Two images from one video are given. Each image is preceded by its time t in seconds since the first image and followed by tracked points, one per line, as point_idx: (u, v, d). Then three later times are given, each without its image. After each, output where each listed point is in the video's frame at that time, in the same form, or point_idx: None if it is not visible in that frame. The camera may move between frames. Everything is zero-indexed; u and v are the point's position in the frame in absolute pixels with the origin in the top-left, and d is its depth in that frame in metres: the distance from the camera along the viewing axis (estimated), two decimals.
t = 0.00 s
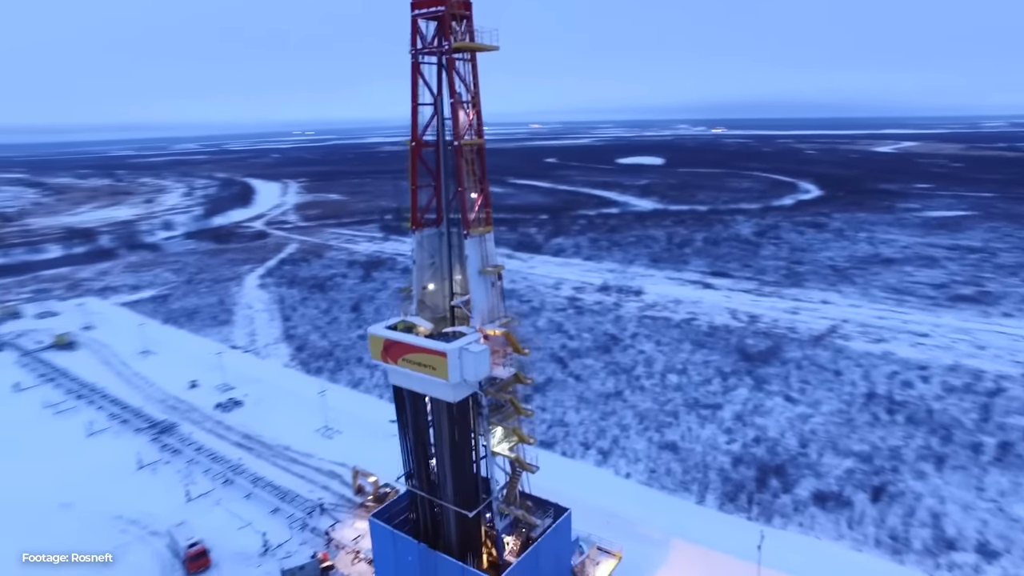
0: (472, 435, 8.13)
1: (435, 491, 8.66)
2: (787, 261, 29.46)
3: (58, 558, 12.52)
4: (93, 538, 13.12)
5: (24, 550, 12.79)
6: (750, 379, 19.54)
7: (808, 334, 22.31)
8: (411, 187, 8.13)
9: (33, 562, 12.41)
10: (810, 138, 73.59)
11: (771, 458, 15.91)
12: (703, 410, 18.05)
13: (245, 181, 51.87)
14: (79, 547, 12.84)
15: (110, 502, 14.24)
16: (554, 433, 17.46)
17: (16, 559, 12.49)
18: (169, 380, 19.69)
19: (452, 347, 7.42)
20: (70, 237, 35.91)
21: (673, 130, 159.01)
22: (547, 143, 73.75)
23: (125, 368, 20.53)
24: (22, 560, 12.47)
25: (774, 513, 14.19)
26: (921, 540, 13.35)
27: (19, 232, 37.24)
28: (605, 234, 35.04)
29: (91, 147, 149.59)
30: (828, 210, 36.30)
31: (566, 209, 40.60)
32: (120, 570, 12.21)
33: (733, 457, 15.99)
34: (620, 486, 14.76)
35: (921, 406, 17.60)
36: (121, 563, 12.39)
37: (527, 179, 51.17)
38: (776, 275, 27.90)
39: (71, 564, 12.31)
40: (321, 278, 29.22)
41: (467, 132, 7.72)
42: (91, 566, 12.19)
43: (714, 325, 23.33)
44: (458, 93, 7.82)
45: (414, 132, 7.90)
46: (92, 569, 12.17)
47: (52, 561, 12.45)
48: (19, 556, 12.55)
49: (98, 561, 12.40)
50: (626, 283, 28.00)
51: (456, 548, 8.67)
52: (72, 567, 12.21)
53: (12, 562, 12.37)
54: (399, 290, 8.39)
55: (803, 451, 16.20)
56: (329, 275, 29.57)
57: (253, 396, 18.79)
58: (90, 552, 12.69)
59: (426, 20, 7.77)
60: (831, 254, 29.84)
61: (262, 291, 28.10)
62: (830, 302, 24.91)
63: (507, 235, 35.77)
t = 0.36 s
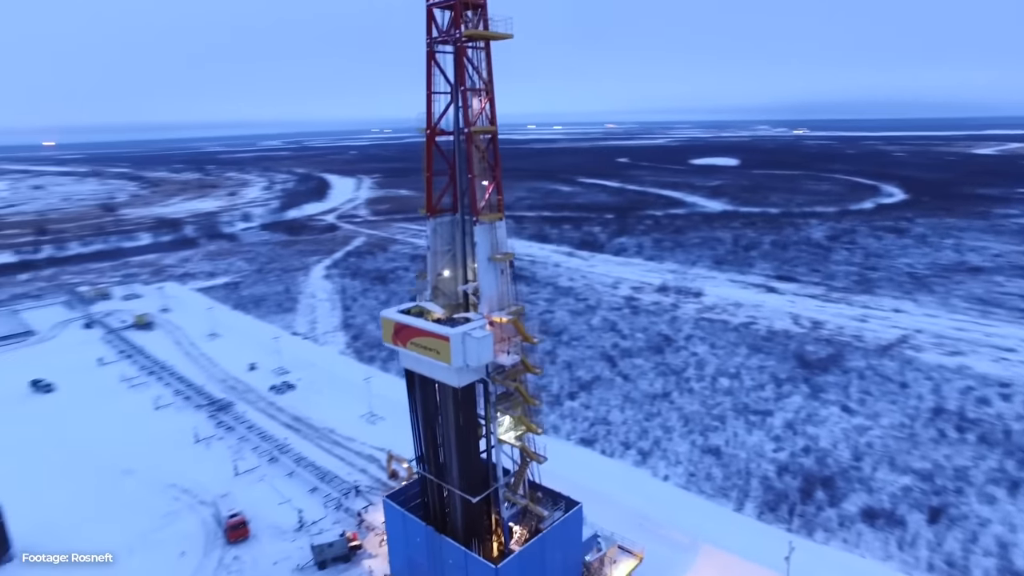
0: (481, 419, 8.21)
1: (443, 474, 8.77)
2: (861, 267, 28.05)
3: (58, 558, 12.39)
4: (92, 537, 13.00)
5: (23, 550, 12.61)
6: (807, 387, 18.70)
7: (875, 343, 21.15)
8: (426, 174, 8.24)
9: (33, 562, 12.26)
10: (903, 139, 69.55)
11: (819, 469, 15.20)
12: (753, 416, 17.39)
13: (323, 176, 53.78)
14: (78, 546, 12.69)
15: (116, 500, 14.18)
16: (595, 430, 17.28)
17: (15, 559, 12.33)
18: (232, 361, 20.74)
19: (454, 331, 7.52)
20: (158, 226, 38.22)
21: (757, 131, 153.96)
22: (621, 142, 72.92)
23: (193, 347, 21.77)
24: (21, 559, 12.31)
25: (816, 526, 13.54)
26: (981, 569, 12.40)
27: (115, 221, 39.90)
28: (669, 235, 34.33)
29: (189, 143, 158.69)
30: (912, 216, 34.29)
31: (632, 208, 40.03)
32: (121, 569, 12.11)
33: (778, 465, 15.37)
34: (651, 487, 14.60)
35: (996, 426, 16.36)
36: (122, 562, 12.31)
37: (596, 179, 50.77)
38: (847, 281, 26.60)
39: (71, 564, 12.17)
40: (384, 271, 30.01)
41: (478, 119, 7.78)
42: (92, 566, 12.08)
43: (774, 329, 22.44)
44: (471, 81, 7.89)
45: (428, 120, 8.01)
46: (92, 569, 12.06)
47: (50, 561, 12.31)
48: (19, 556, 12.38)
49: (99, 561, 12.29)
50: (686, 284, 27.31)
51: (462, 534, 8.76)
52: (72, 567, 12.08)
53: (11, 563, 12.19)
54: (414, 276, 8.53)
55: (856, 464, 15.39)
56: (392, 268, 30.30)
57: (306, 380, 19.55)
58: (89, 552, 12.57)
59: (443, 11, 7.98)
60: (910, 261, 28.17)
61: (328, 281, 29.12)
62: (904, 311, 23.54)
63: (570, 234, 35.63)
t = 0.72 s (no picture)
0: (478, 406, 8.28)
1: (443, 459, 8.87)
2: (926, 273, 26.64)
3: (57, 558, 12.20)
4: (93, 536, 12.84)
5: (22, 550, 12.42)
6: (852, 394, 17.92)
7: (934, 353, 20.05)
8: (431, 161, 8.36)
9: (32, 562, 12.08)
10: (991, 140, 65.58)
11: (856, 479, 14.56)
12: (791, 421, 16.80)
13: (384, 173, 54.98)
14: (78, 546, 12.50)
15: (122, 498, 14.07)
16: (626, 429, 17.07)
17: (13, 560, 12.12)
18: (279, 348, 21.52)
19: (448, 316, 7.56)
20: (225, 219, 39.94)
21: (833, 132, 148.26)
22: (685, 142, 71.65)
23: (243, 334, 22.68)
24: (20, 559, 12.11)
25: (848, 539, 12.95)
26: None
27: (186, 213, 41.94)
28: (724, 236, 33.51)
29: (265, 141, 165.20)
30: (988, 221, 32.34)
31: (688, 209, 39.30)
32: (121, 568, 11.94)
33: (813, 474, 14.82)
34: (674, 487, 14.33)
35: None
36: (123, 562, 12.13)
37: (655, 179, 50.05)
38: (909, 288, 25.32)
39: (72, 565, 12.01)
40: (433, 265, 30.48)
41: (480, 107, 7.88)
42: (92, 567, 11.92)
43: (824, 334, 21.59)
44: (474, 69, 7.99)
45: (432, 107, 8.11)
46: (92, 569, 11.91)
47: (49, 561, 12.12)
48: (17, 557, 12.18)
49: (98, 561, 12.13)
50: (736, 286, 26.59)
51: (459, 519, 8.84)
52: (72, 567, 11.91)
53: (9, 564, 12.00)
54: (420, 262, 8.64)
55: (899, 477, 14.63)
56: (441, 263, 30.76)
57: (346, 368, 20.09)
58: (89, 552, 12.39)
59: None
60: (981, 268, 26.57)
61: (378, 274, 29.83)
62: (969, 320, 22.22)
63: (622, 233, 35.26)
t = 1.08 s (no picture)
0: (464, 391, 8.38)
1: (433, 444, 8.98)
2: (980, 278, 25.37)
3: (58, 558, 11.97)
4: (94, 536, 12.56)
5: (23, 550, 12.21)
6: (886, 400, 17.23)
7: (980, 361, 19.06)
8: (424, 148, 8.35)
9: (33, 562, 11.88)
10: None
11: (881, 488, 14.01)
12: (818, 426, 16.27)
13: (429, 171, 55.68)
14: (79, 546, 12.24)
15: (130, 497, 13.83)
16: (645, 427, 16.85)
17: (15, 559, 11.93)
18: (310, 337, 22.06)
19: (431, 301, 7.62)
20: (272, 214, 41.11)
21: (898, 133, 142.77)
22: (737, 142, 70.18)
23: (276, 323, 23.33)
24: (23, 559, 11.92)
25: (866, 548, 12.43)
26: None
27: (236, 208, 43.37)
28: (767, 236, 32.68)
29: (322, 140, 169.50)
30: None
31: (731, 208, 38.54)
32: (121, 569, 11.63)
33: (835, 480, 14.33)
34: (685, 487, 14.07)
35: None
36: (123, 563, 11.83)
37: (701, 178, 49.21)
38: (959, 293, 24.17)
39: (71, 565, 11.75)
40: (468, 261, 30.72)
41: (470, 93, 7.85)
42: (92, 567, 11.63)
43: (862, 338, 20.81)
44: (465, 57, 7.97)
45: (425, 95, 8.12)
46: (92, 569, 11.61)
47: (51, 561, 11.89)
48: (19, 556, 12.00)
49: (99, 561, 11.84)
50: (773, 287, 25.89)
51: (447, 505, 8.95)
52: (71, 568, 11.62)
53: (10, 563, 11.80)
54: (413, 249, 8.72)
55: (928, 488, 13.98)
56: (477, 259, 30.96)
57: (372, 358, 20.44)
58: (89, 552, 12.10)
59: None
60: None
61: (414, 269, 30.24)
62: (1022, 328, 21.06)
63: (662, 233, 34.77)
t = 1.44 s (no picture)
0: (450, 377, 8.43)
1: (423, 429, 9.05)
2: None
3: (59, 558, 10.80)
4: (99, 535, 11.44)
5: (22, 550, 11.07)
6: (920, 408, 16.51)
7: None
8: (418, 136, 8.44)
9: (32, 562, 10.72)
10: None
11: (906, 497, 13.43)
12: (843, 431, 15.72)
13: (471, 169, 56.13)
14: (83, 547, 11.06)
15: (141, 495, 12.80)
16: (663, 426, 16.58)
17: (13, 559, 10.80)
18: (338, 328, 22.50)
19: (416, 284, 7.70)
20: (314, 209, 42.07)
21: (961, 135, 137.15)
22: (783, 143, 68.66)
23: (307, 314, 23.88)
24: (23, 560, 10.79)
25: (884, 558, 11.86)
26: None
27: (281, 203, 44.51)
28: (809, 238, 31.74)
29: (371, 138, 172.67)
30: None
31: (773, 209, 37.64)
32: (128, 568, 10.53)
33: (857, 487, 13.82)
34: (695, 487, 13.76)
35: None
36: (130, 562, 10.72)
37: (744, 179, 48.24)
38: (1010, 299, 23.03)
39: (72, 565, 10.60)
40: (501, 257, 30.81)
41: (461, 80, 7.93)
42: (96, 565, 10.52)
43: (901, 343, 19.97)
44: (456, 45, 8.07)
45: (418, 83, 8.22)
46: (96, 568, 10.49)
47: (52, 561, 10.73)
48: (17, 557, 10.85)
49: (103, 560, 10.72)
50: (811, 289, 25.09)
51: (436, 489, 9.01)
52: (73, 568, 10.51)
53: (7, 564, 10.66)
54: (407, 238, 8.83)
55: (958, 500, 13.32)
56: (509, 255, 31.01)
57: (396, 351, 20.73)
58: (92, 552, 10.93)
59: None
60: None
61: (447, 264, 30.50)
62: None
63: (700, 233, 34.14)
